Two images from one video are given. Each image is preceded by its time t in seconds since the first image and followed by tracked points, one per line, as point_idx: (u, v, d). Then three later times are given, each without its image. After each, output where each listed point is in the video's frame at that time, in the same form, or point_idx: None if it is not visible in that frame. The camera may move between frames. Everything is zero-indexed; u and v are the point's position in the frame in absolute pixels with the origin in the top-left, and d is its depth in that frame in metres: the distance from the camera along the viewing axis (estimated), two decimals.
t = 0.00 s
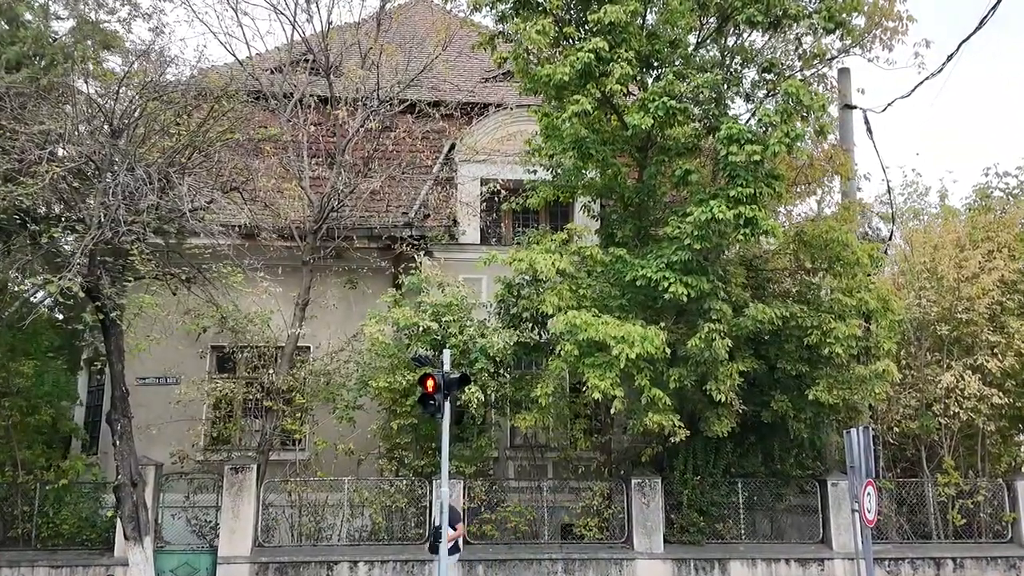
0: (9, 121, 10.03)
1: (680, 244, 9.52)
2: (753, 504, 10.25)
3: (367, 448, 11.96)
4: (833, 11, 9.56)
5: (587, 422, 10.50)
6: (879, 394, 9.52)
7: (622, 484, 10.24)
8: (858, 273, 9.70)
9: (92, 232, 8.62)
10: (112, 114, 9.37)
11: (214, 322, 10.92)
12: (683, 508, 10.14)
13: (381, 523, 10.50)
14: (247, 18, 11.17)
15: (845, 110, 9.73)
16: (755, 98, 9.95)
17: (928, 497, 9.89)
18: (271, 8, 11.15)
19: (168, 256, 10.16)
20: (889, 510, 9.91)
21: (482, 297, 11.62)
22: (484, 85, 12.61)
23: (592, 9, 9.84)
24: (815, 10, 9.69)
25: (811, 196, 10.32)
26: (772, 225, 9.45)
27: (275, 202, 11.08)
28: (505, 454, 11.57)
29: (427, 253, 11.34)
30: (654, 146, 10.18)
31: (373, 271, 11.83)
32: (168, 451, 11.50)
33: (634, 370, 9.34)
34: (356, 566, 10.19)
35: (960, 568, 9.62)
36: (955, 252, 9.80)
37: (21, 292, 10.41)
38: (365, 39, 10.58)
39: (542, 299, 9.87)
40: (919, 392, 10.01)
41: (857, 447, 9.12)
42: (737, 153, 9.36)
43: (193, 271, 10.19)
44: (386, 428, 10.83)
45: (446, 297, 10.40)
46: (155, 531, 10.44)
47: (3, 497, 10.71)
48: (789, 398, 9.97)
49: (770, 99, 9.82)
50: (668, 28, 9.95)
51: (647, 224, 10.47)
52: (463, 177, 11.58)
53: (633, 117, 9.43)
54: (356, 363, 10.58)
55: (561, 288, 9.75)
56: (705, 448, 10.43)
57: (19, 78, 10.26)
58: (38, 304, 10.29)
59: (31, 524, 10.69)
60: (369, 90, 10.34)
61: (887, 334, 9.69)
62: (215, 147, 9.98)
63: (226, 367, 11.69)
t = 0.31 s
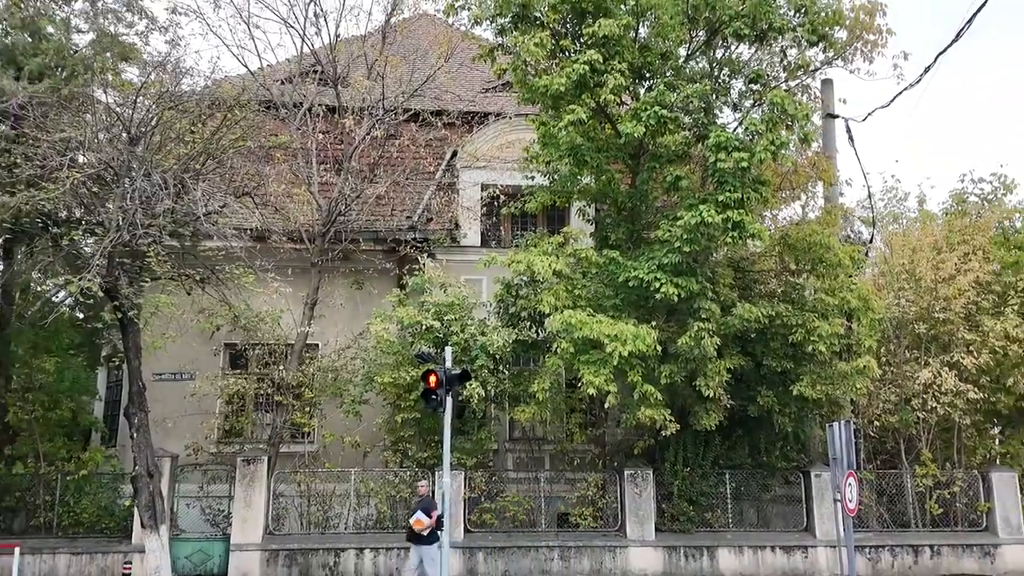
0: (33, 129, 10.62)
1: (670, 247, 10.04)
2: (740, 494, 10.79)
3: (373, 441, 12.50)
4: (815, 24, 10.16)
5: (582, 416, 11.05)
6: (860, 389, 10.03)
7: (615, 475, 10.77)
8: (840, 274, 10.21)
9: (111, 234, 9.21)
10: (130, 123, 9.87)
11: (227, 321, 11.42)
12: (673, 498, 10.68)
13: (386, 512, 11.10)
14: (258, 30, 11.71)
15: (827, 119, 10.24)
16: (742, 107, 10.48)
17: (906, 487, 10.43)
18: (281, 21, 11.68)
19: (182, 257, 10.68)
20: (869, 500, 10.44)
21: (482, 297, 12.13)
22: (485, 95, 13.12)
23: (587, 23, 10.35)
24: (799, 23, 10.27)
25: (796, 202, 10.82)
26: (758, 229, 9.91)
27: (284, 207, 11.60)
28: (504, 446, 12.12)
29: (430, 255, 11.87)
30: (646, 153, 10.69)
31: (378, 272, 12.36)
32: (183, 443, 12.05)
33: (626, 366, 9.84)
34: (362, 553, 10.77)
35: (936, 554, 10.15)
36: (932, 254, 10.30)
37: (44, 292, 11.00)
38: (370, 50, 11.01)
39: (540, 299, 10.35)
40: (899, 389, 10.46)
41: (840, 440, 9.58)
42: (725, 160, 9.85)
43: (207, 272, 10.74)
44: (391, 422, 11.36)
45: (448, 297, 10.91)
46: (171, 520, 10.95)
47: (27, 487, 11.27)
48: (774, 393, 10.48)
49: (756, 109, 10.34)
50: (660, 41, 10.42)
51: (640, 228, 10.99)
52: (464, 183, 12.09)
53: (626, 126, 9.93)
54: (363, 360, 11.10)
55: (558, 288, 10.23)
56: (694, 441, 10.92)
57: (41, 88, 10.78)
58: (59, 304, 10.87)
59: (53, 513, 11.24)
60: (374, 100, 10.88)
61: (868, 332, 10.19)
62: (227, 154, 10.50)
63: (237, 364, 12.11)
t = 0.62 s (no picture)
0: (60, 138, 11.34)
1: (660, 250, 10.70)
2: (725, 481, 11.50)
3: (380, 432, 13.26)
4: (796, 40, 10.84)
5: (577, 408, 11.79)
6: (837, 383, 10.71)
7: (608, 463, 11.47)
8: (819, 275, 10.91)
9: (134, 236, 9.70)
10: (152, 131, 10.45)
11: (243, 318, 12.16)
12: (663, 485, 11.41)
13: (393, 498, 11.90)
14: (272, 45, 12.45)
15: (807, 129, 10.92)
16: (727, 118, 11.16)
17: (881, 475, 11.13)
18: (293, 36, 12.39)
19: (201, 259, 11.30)
20: (846, 487, 11.13)
21: (483, 297, 12.90)
22: (486, 106, 13.96)
23: (581, 39, 11.03)
24: (780, 39, 10.95)
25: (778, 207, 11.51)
26: (742, 233, 10.57)
27: (297, 212, 12.36)
28: (504, 436, 12.86)
29: (433, 257, 12.50)
30: (637, 161, 11.36)
31: (385, 272, 13.09)
32: (201, 434, 12.80)
33: (618, 362, 10.48)
34: (370, 536, 11.55)
35: (909, 538, 10.84)
36: (905, 257, 11.00)
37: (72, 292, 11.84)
38: (378, 65, 11.78)
39: (537, 298, 11.01)
40: (874, 382, 11.18)
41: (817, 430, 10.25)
42: (711, 168, 10.51)
43: (224, 272, 11.38)
44: (397, 413, 12.06)
45: (451, 296, 11.60)
46: (189, 506, 11.65)
47: (56, 475, 12.01)
48: (757, 387, 11.17)
49: (740, 120, 11.03)
50: (650, 56, 11.10)
51: (631, 231, 11.69)
52: (466, 190, 12.95)
53: (618, 135, 10.58)
54: (371, 355, 11.81)
55: (554, 288, 10.89)
56: (682, 431, 11.65)
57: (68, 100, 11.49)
58: (85, 302, 11.65)
59: (79, 499, 11.99)
60: (382, 111, 11.57)
61: (845, 329, 10.85)
62: (244, 162, 11.14)
63: (253, 359, 12.93)
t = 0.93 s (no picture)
0: (87, 145, 11.93)
1: (650, 252, 11.38)
2: (711, 469, 12.24)
3: (387, 423, 14.07)
4: (778, 55, 11.55)
5: (572, 400, 12.56)
6: (817, 376, 11.42)
7: (602, 452, 12.21)
8: (800, 275, 11.63)
9: (157, 238, 10.21)
10: (172, 139, 10.92)
11: (258, 316, 12.90)
12: (653, 473, 12.15)
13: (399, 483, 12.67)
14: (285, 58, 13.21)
15: (788, 138, 11.64)
16: (714, 128, 11.87)
17: (858, 464, 11.86)
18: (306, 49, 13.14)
19: (218, 260, 11.93)
20: (825, 475, 11.86)
21: (484, 296, 13.75)
22: (487, 116, 14.82)
23: (576, 53, 11.75)
24: (764, 54, 11.64)
25: (761, 211, 12.22)
26: (728, 235, 11.29)
27: (310, 215, 13.10)
28: (504, 427, 13.63)
29: (438, 259, 13.34)
30: (629, 168, 12.08)
31: (391, 273, 13.90)
32: (218, 425, 13.58)
33: (611, 357, 11.17)
34: (378, 521, 12.34)
35: (884, 522, 11.56)
36: (880, 258, 11.77)
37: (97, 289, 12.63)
38: (386, 77, 12.37)
39: (535, 297, 11.72)
40: (851, 375, 11.91)
41: (799, 421, 10.91)
42: (698, 175, 11.20)
43: (241, 273, 12.01)
44: (403, 405, 12.77)
45: (455, 295, 12.33)
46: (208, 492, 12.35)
47: (82, 462, 12.78)
48: (741, 380, 11.90)
49: (726, 129, 11.72)
50: (641, 70, 11.82)
51: (623, 234, 12.38)
52: (468, 196, 13.82)
53: (611, 144, 11.28)
54: (379, 350, 12.55)
55: (551, 288, 11.58)
56: (671, 422, 12.45)
57: (94, 110, 12.25)
58: (110, 301, 12.23)
59: (104, 486, 12.76)
60: (389, 121, 12.28)
61: (824, 326, 11.58)
62: (259, 169, 11.87)
63: (268, 353, 13.83)
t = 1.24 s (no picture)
0: (111, 152, 12.61)
1: (641, 253, 12.09)
2: (698, 458, 13.01)
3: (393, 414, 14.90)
4: (762, 68, 12.28)
5: (568, 392, 13.34)
6: (797, 370, 12.14)
7: (596, 442, 12.99)
8: (781, 275, 12.40)
9: (177, 239, 10.84)
10: (192, 147, 11.70)
11: (272, 313, 13.68)
12: (643, 461, 12.93)
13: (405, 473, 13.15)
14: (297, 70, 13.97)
15: (771, 147, 12.38)
16: (701, 136, 12.60)
17: (836, 452, 12.64)
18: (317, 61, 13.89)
19: (235, 261, 12.47)
20: (805, 463, 12.62)
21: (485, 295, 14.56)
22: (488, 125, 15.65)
23: (572, 66, 12.48)
24: (748, 67, 12.37)
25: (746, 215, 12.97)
26: (714, 238, 11.93)
27: (321, 218, 13.85)
28: (503, 418, 14.41)
29: (442, 260, 14.21)
30: (621, 174, 12.84)
31: (397, 273, 14.80)
32: (234, 416, 14.38)
33: (605, 353, 11.84)
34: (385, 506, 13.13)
35: (860, 508, 12.32)
36: (857, 259, 12.53)
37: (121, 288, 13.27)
38: (393, 88, 13.11)
39: (533, 296, 12.44)
40: (830, 369, 12.66)
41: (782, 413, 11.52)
42: (686, 180, 11.86)
43: (256, 273, 12.66)
44: (408, 397, 13.59)
45: (457, 294, 13.13)
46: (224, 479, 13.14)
47: (106, 451, 13.55)
48: (727, 373, 12.65)
49: (713, 137, 12.45)
50: (633, 82, 12.55)
51: (616, 237, 13.12)
52: (470, 200, 14.61)
53: (604, 152, 12.00)
54: (386, 345, 13.33)
55: (548, 287, 12.29)
56: (661, 413, 13.17)
57: (117, 119, 12.97)
58: (132, 299, 12.92)
59: (127, 473, 13.54)
60: (395, 130, 12.99)
61: (804, 323, 12.31)
62: (274, 174, 12.53)
63: (282, 349, 14.62)
